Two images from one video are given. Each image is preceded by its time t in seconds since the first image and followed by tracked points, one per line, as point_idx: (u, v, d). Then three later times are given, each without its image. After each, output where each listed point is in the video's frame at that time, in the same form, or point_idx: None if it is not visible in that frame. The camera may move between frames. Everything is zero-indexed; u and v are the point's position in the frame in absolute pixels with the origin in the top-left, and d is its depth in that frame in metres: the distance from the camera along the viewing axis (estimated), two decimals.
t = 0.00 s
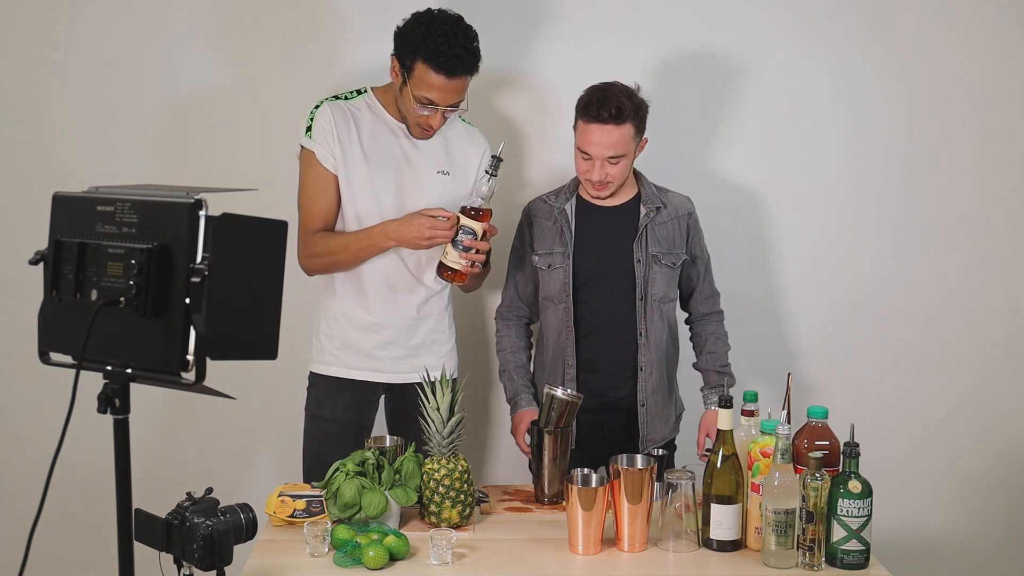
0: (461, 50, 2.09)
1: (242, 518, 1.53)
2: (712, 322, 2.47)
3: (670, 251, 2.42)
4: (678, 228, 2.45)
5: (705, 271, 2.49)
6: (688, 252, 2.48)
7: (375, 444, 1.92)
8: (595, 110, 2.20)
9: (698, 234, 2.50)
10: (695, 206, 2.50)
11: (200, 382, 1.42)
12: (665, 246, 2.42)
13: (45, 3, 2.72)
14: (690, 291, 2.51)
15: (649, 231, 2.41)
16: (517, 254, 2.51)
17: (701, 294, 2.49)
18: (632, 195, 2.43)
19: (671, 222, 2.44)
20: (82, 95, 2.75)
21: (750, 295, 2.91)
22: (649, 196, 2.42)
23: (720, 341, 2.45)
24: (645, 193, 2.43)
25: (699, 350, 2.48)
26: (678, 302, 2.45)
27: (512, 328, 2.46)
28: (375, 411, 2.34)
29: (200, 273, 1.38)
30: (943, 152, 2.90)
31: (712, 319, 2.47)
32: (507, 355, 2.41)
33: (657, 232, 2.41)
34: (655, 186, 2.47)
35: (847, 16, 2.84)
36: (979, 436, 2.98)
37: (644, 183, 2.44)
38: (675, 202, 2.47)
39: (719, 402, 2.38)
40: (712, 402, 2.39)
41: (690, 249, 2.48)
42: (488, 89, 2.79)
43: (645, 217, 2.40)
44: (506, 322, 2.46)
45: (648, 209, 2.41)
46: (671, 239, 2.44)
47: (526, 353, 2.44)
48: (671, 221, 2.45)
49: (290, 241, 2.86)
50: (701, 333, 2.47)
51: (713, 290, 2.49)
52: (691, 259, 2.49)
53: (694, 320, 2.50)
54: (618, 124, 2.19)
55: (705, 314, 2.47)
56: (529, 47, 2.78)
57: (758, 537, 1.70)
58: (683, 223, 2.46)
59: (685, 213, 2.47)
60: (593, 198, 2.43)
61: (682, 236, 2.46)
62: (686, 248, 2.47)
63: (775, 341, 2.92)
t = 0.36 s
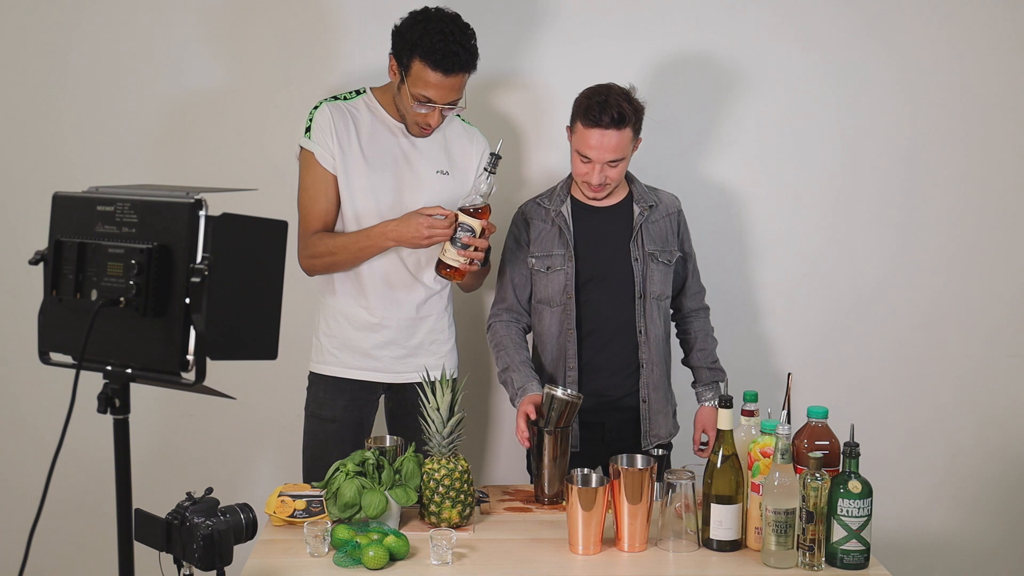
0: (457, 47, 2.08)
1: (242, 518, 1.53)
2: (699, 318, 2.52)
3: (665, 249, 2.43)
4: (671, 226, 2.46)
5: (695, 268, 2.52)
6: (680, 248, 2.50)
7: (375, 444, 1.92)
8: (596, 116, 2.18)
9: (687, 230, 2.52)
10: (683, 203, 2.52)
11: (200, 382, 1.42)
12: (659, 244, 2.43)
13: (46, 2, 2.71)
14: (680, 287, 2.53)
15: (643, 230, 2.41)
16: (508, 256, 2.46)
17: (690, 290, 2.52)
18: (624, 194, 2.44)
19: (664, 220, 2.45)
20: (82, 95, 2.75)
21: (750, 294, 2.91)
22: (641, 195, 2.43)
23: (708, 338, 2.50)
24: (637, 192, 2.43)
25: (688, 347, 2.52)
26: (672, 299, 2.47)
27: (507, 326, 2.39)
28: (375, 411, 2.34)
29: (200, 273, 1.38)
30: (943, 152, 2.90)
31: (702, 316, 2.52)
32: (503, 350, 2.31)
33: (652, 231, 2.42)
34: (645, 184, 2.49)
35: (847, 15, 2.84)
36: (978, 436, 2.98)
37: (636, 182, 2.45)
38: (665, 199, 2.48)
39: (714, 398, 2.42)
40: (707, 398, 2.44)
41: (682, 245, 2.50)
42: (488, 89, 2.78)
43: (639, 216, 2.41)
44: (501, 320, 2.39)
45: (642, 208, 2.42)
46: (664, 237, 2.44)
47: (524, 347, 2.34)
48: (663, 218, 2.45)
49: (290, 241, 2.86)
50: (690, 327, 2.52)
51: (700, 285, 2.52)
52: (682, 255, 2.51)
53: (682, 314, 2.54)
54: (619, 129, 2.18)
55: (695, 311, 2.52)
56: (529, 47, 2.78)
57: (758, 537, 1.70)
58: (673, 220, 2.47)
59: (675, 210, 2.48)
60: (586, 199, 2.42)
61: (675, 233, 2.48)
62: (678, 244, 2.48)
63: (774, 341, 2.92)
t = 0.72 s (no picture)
0: (456, 49, 2.08)
1: (242, 518, 1.53)
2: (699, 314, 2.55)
3: (667, 247, 2.45)
4: (669, 224, 2.48)
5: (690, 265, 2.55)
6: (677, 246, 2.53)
7: (375, 444, 1.92)
8: (614, 128, 2.16)
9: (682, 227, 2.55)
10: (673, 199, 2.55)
11: (200, 382, 1.41)
12: (662, 242, 2.45)
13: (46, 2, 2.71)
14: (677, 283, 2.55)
15: (646, 230, 2.42)
16: (510, 261, 2.42)
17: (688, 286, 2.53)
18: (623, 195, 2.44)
19: (663, 218, 2.47)
20: (82, 95, 2.75)
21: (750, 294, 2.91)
22: (642, 195, 2.44)
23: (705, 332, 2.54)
24: (638, 192, 2.44)
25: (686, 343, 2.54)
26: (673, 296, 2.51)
27: (510, 331, 2.35)
28: (375, 411, 2.34)
29: (200, 273, 1.38)
30: (943, 152, 2.90)
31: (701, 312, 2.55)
32: (509, 357, 2.27)
33: (654, 230, 2.44)
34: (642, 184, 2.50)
35: (846, 16, 2.84)
36: (978, 436, 2.97)
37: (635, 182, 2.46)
38: (662, 198, 2.50)
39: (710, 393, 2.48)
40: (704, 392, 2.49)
41: (679, 241, 2.52)
42: (487, 89, 2.78)
43: (642, 216, 2.42)
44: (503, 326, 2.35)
45: (644, 208, 2.43)
46: (665, 236, 2.46)
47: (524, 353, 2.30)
48: (663, 217, 2.47)
49: (290, 241, 2.86)
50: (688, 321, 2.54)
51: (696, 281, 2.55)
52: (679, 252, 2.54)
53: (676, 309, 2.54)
54: (636, 142, 2.17)
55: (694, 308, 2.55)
56: (529, 47, 2.78)
57: (758, 537, 1.70)
58: (671, 217, 2.49)
59: (671, 207, 2.50)
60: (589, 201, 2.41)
61: (673, 231, 2.50)
62: (676, 241, 2.51)
63: (774, 341, 2.92)
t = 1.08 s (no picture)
0: (454, 48, 2.08)
1: (242, 518, 1.53)
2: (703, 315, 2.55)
3: (672, 250, 2.46)
4: (675, 226, 2.49)
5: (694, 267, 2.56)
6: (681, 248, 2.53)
7: (375, 444, 1.92)
8: (626, 131, 2.16)
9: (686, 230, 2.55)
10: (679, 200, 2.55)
11: (200, 382, 1.41)
12: (667, 245, 2.45)
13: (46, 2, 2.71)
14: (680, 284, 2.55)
15: (652, 232, 2.42)
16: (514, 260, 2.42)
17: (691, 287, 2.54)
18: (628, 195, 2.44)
19: (669, 221, 2.47)
20: (82, 96, 2.75)
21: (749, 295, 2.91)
22: (649, 197, 2.45)
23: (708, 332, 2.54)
24: (645, 193, 2.45)
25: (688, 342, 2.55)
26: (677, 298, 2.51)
27: (512, 329, 2.35)
28: (375, 411, 2.34)
29: (201, 273, 1.38)
30: (944, 153, 2.90)
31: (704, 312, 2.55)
32: (512, 356, 2.27)
33: (660, 232, 2.44)
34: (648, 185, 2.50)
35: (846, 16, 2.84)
36: (978, 437, 2.97)
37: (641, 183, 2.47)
38: (668, 200, 2.50)
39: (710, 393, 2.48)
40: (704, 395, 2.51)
41: (684, 244, 2.53)
42: (487, 88, 2.78)
43: (647, 218, 2.42)
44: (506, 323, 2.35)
45: (650, 210, 2.43)
46: (670, 238, 2.47)
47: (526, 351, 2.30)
48: (669, 219, 2.47)
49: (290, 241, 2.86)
50: (688, 321, 2.54)
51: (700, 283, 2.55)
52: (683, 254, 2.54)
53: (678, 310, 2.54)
54: (648, 147, 2.18)
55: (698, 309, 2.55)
56: (529, 47, 2.78)
57: (758, 537, 1.70)
58: (676, 219, 2.49)
59: (677, 209, 2.50)
60: (596, 201, 2.42)
61: (679, 233, 2.50)
62: (682, 243, 2.51)
63: (773, 342, 2.92)
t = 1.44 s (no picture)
0: (453, 48, 2.08)
1: (242, 518, 1.53)
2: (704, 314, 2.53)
3: (674, 252, 2.45)
4: (679, 228, 2.48)
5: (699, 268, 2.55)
6: (685, 250, 2.52)
7: (375, 444, 1.92)
8: (623, 132, 2.16)
9: (691, 232, 2.54)
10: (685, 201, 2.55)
11: (200, 382, 1.41)
12: (669, 246, 2.44)
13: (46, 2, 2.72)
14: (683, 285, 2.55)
15: (654, 234, 2.42)
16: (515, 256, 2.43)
17: (693, 288, 2.53)
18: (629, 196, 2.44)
19: (672, 222, 2.46)
20: (82, 96, 2.75)
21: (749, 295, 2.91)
22: (652, 198, 2.45)
23: (708, 326, 2.51)
24: (648, 195, 2.45)
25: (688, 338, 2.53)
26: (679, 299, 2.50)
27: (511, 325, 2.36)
28: (375, 411, 2.34)
29: (200, 273, 1.38)
30: (944, 152, 2.90)
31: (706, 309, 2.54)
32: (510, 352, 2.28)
33: (662, 234, 2.44)
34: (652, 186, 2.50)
35: (847, 16, 2.84)
36: (978, 438, 2.97)
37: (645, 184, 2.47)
38: (672, 201, 2.49)
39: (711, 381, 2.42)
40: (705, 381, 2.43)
41: (688, 245, 2.52)
42: (488, 88, 2.78)
43: (649, 219, 2.42)
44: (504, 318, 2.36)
45: (653, 211, 2.43)
46: (673, 240, 2.46)
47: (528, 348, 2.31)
48: (672, 221, 2.47)
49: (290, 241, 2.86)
50: (690, 320, 2.54)
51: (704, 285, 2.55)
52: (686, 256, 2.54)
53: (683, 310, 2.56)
54: (646, 148, 2.18)
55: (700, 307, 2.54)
56: (529, 47, 2.78)
57: (758, 537, 1.70)
58: (680, 221, 2.49)
59: (681, 211, 2.50)
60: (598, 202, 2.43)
61: (682, 235, 2.49)
62: (686, 245, 2.50)
63: (774, 343, 2.92)
